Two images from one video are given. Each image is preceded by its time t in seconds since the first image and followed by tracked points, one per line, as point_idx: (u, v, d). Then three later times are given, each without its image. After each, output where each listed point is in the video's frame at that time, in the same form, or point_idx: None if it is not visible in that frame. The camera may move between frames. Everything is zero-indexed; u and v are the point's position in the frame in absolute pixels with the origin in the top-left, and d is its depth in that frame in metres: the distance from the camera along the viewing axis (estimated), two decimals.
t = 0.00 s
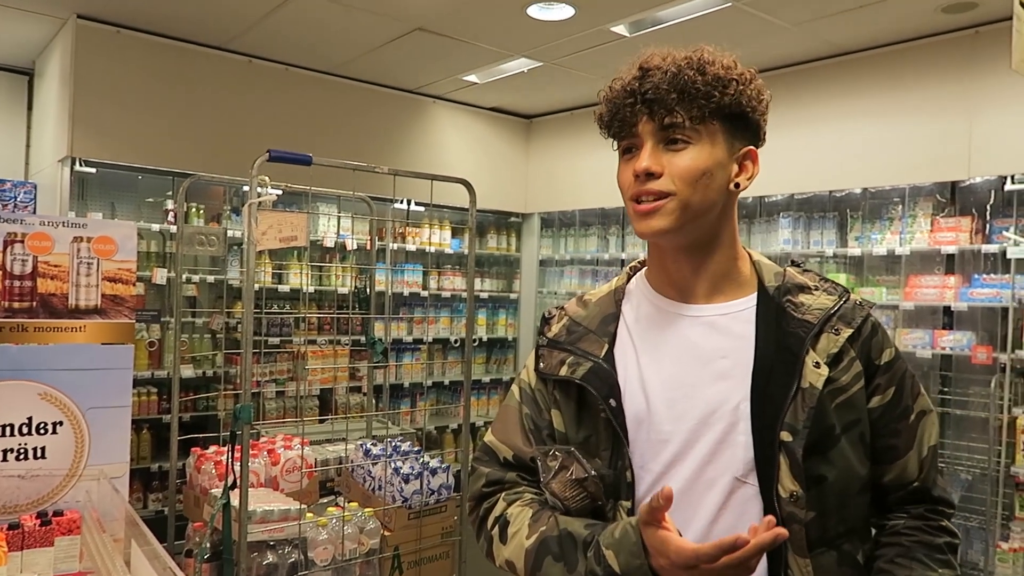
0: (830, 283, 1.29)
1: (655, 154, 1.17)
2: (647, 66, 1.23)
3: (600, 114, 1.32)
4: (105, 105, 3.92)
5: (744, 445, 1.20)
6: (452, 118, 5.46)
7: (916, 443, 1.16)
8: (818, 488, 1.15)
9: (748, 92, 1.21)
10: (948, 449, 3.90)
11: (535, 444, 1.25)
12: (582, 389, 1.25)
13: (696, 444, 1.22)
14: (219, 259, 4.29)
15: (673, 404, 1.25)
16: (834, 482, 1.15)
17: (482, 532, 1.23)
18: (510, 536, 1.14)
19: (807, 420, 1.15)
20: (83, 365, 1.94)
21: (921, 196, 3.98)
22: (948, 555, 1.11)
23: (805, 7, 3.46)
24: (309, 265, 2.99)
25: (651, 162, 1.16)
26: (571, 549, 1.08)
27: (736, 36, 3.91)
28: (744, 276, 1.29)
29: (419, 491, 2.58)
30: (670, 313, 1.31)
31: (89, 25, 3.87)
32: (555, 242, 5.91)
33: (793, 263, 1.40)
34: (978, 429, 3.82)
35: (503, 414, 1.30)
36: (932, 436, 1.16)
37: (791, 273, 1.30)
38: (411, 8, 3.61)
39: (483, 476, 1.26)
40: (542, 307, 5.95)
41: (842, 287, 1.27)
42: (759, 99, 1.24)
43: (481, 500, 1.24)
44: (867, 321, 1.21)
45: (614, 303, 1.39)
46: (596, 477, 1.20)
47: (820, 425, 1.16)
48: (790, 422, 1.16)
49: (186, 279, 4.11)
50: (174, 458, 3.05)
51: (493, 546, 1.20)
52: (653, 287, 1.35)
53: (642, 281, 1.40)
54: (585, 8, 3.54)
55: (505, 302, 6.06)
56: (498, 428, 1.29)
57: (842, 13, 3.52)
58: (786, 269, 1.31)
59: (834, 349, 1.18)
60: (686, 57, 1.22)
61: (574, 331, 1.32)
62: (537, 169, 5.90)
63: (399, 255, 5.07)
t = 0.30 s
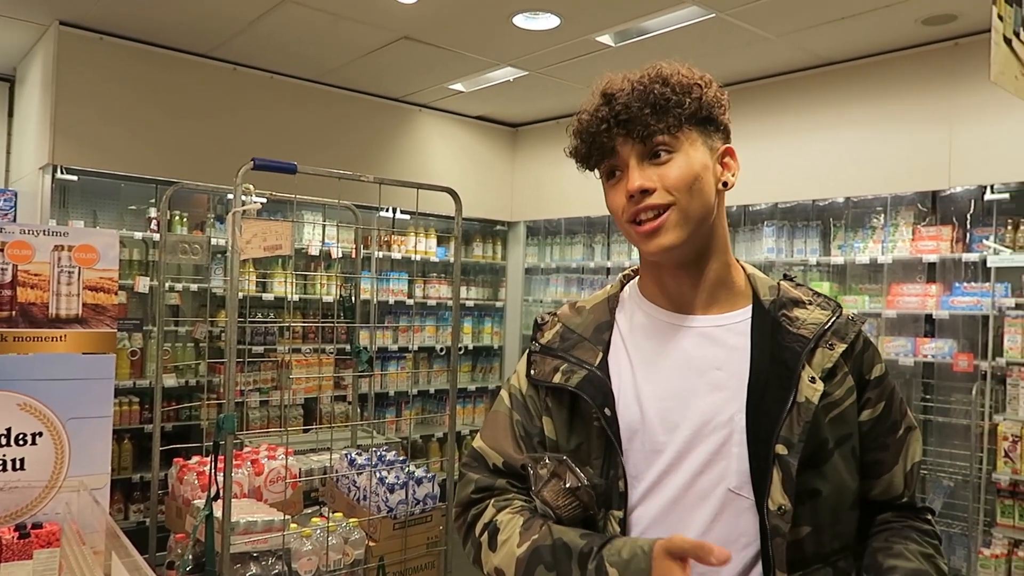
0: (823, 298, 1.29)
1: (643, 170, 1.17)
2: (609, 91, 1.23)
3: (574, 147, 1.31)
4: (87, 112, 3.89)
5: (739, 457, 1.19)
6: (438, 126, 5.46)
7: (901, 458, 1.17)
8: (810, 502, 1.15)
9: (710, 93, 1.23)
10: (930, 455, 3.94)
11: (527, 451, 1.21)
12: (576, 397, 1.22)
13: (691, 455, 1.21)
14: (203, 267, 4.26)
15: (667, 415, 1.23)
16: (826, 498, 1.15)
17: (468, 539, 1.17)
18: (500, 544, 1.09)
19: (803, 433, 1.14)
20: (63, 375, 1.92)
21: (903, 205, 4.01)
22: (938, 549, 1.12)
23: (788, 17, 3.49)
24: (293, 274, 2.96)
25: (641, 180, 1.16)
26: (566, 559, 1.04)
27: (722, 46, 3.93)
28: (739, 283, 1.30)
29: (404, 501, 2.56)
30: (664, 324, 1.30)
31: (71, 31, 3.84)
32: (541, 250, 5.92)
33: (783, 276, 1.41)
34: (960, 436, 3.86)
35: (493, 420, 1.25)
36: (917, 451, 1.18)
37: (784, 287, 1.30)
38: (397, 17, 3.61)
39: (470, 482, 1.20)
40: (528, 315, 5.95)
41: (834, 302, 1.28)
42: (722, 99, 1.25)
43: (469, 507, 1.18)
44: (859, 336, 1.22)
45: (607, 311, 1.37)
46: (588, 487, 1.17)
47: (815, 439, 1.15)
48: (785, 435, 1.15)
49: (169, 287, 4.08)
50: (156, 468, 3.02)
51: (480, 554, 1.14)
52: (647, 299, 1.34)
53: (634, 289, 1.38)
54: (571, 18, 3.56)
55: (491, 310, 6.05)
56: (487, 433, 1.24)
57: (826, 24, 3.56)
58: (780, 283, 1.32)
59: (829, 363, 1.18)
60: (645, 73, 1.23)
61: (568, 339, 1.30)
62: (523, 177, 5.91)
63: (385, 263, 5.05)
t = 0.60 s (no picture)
0: (816, 307, 1.29)
1: (643, 180, 1.17)
2: (611, 99, 1.24)
3: (572, 155, 1.31)
4: (83, 117, 3.88)
5: (732, 465, 1.19)
6: (435, 132, 5.47)
7: (884, 468, 1.16)
8: (801, 511, 1.15)
9: (711, 105, 1.24)
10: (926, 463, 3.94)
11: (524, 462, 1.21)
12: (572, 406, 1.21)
13: (686, 465, 1.20)
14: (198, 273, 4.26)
15: (662, 423, 1.23)
16: (815, 506, 1.15)
17: (465, 551, 1.18)
18: (501, 557, 1.09)
19: (793, 441, 1.14)
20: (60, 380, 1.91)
21: (898, 213, 4.03)
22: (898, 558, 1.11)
23: (783, 27, 3.51)
24: (289, 279, 2.95)
25: (642, 189, 1.16)
26: (571, 570, 1.04)
27: (717, 54, 3.95)
28: (734, 292, 1.30)
29: (399, 509, 2.54)
30: (658, 332, 1.29)
31: (68, 36, 3.84)
32: (537, 257, 5.92)
33: (777, 285, 1.41)
34: (955, 443, 3.88)
35: (488, 430, 1.25)
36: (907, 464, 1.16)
37: (778, 296, 1.30)
38: (394, 24, 3.62)
39: (468, 493, 1.20)
40: (524, 322, 5.95)
41: (827, 311, 1.28)
42: (722, 110, 1.26)
43: (467, 519, 1.18)
44: (850, 346, 1.22)
45: (602, 320, 1.36)
46: (589, 497, 1.15)
47: (807, 447, 1.16)
48: (776, 443, 1.15)
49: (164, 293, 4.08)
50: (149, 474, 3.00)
51: (479, 565, 1.14)
52: (642, 308, 1.33)
53: (630, 297, 1.38)
54: (567, 25, 3.57)
55: (487, 316, 6.05)
56: (483, 443, 1.24)
57: (821, 33, 3.57)
58: (773, 292, 1.32)
59: (820, 372, 1.18)
60: (647, 83, 1.23)
61: (563, 348, 1.29)
62: (519, 183, 5.92)
63: (381, 269, 5.06)
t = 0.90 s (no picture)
0: (807, 313, 1.30)
1: (640, 191, 1.16)
2: (600, 109, 1.23)
3: (562, 166, 1.29)
4: (76, 118, 3.87)
5: (722, 471, 1.19)
6: (429, 135, 5.47)
7: (878, 474, 1.16)
8: (789, 517, 1.15)
9: (698, 109, 1.24)
10: (916, 468, 3.95)
11: (512, 464, 1.20)
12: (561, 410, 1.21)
13: (676, 469, 1.20)
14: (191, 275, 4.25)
15: (652, 428, 1.23)
16: (806, 513, 1.15)
17: (452, 553, 1.18)
18: (486, 560, 1.10)
19: (782, 448, 1.15)
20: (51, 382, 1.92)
21: (890, 218, 4.04)
22: (896, 560, 1.11)
23: (777, 32, 3.52)
24: (281, 281, 2.94)
25: (638, 198, 1.15)
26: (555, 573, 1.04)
27: (711, 59, 3.96)
28: (724, 297, 1.30)
29: (391, 512, 2.52)
30: (650, 338, 1.29)
31: (61, 37, 3.83)
32: (531, 260, 5.92)
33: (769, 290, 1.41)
34: (946, 448, 3.88)
35: (477, 432, 1.25)
36: (899, 468, 1.17)
37: (768, 301, 1.30)
38: (389, 27, 3.62)
39: (455, 495, 1.20)
40: (518, 325, 5.95)
41: (819, 318, 1.28)
42: (707, 113, 1.27)
43: (455, 520, 1.18)
44: (841, 352, 1.22)
45: (592, 324, 1.35)
46: (575, 501, 1.14)
47: (796, 453, 1.16)
48: (765, 449, 1.16)
49: (156, 294, 4.07)
50: (139, 476, 2.99)
51: (466, 568, 1.14)
52: (634, 312, 1.33)
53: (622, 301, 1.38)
54: (562, 29, 3.58)
55: (480, 319, 6.05)
56: (472, 445, 1.24)
57: (814, 39, 3.59)
58: (764, 297, 1.31)
59: (810, 379, 1.19)
60: (635, 91, 1.23)
61: (554, 351, 1.29)
62: (513, 186, 5.92)
63: (374, 272, 5.06)
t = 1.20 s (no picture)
0: (795, 315, 1.30)
1: (631, 196, 1.14)
2: (591, 112, 1.22)
3: (551, 167, 1.28)
4: (63, 118, 3.85)
5: (710, 473, 1.19)
6: (419, 137, 5.47)
7: (863, 475, 1.17)
8: (776, 520, 1.15)
9: (688, 113, 1.23)
10: (904, 470, 3.98)
11: (501, 467, 1.20)
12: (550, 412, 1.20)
13: (665, 471, 1.20)
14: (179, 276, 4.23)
15: (640, 430, 1.23)
16: (792, 515, 1.15)
17: (439, 556, 1.17)
18: (475, 563, 1.09)
19: (771, 450, 1.15)
20: (36, 383, 1.98)
21: (878, 222, 4.06)
22: (880, 561, 1.11)
23: (765, 35, 3.54)
24: (270, 283, 2.92)
25: (629, 203, 1.14)
26: None
27: (701, 63, 3.97)
28: (712, 299, 1.30)
29: (379, 515, 2.52)
30: (637, 340, 1.29)
31: (48, 36, 3.81)
32: (521, 263, 5.92)
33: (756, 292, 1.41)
34: (933, 451, 3.90)
35: (465, 433, 1.24)
36: (883, 470, 1.17)
37: (756, 303, 1.30)
38: (379, 28, 3.62)
39: (442, 497, 1.19)
40: (508, 327, 5.95)
41: (805, 319, 1.28)
42: (697, 117, 1.26)
43: (442, 523, 1.17)
44: (828, 355, 1.22)
45: (579, 325, 1.35)
46: (565, 504, 1.13)
47: (784, 456, 1.16)
48: (753, 451, 1.16)
49: (144, 296, 4.05)
50: (126, 479, 2.96)
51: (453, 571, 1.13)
52: (623, 314, 1.33)
53: (610, 302, 1.38)
54: (552, 32, 3.59)
55: (470, 322, 6.04)
56: (459, 448, 1.23)
57: (803, 43, 3.61)
58: (751, 299, 1.31)
59: (797, 381, 1.19)
60: (625, 94, 1.22)
61: (542, 352, 1.28)
62: (503, 188, 5.93)
63: (364, 274, 5.05)
